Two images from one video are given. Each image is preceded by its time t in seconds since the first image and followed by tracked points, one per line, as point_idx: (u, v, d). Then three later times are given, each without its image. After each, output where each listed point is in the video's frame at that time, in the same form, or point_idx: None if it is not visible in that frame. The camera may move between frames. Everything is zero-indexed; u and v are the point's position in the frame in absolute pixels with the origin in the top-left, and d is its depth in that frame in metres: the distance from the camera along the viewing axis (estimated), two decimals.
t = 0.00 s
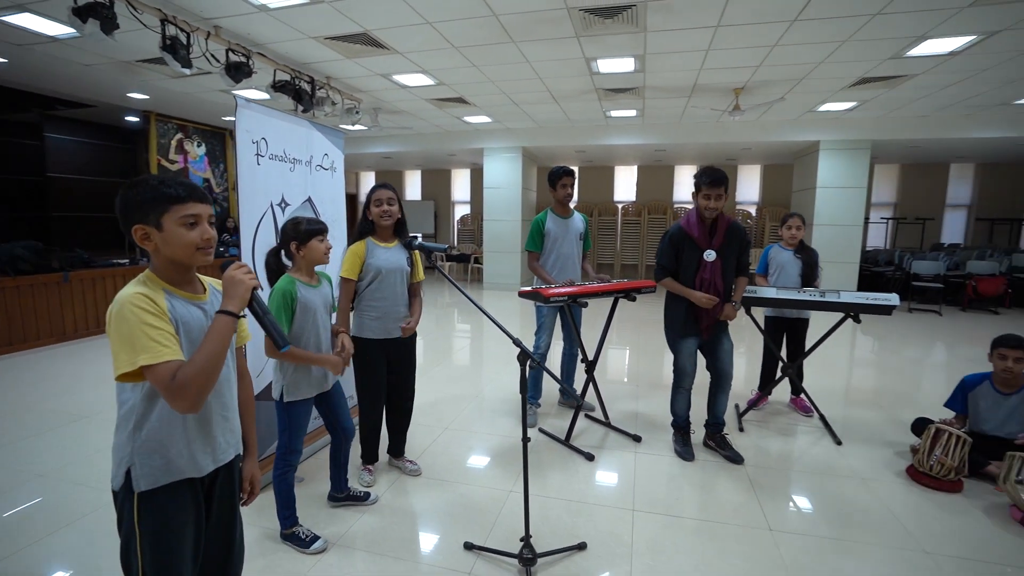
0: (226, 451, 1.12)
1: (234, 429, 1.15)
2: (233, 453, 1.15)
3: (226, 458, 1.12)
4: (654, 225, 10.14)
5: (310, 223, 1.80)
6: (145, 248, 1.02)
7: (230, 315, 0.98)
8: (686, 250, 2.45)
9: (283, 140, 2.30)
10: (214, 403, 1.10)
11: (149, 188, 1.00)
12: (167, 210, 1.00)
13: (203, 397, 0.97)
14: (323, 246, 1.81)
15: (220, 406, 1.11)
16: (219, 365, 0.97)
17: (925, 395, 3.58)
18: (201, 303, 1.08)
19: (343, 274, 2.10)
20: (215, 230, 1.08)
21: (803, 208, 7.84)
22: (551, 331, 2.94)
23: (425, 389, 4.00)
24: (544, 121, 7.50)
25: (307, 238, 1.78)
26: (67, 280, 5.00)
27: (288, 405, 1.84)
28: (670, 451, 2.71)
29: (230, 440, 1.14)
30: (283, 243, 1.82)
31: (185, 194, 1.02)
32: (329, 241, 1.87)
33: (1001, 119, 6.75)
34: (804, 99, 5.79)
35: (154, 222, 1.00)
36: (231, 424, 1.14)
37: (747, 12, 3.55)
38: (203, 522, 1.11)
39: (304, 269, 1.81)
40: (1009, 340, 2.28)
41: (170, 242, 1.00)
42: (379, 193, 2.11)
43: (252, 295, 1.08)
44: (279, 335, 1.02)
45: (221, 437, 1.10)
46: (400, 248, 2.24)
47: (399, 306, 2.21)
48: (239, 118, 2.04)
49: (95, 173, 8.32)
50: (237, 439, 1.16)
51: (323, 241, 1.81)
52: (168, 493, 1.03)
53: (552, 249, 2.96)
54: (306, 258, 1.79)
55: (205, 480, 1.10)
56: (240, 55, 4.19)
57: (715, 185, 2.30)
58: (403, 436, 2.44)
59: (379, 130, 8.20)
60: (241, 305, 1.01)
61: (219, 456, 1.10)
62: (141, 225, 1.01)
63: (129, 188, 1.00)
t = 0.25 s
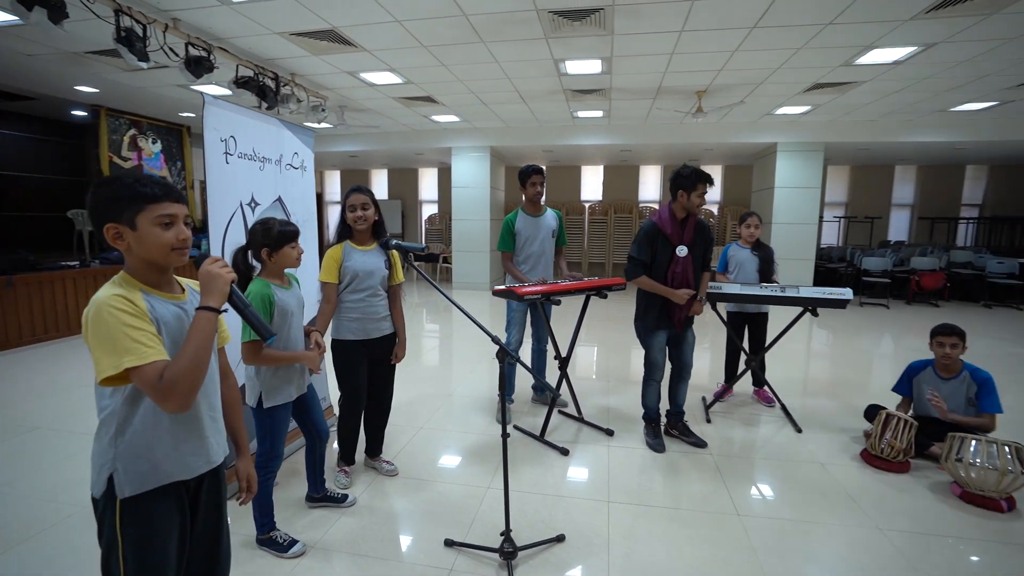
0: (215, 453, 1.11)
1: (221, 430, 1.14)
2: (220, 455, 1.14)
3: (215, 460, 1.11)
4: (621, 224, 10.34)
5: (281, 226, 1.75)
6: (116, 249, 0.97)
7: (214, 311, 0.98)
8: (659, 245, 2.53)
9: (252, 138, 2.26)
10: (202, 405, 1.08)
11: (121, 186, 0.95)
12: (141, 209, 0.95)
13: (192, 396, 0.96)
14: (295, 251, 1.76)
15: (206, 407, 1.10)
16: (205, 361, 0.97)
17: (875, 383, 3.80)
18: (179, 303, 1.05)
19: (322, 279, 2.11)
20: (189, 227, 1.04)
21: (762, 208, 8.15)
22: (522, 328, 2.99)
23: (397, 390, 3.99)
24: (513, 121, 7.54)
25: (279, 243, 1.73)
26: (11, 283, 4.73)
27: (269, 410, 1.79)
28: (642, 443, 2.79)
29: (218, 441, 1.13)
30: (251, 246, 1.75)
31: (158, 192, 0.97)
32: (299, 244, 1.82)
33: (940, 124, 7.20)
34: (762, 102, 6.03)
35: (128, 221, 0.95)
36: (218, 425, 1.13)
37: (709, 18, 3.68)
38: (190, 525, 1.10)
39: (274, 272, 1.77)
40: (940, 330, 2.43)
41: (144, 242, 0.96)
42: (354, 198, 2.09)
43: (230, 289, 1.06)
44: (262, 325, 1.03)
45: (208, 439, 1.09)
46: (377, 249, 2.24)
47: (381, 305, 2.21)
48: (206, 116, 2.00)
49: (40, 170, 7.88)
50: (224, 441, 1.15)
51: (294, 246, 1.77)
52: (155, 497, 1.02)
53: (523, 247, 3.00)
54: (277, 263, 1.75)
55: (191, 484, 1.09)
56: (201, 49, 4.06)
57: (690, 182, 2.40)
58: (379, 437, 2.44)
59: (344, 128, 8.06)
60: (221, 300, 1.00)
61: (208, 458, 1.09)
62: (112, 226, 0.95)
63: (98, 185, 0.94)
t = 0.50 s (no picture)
0: (200, 459, 1.09)
1: (204, 436, 1.12)
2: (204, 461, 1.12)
3: (200, 465, 1.09)
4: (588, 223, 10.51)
5: (256, 227, 1.71)
6: (97, 252, 0.94)
7: (194, 326, 0.94)
8: (636, 248, 2.59)
9: (220, 136, 2.20)
10: (185, 411, 1.06)
11: (103, 188, 0.93)
12: (124, 212, 0.93)
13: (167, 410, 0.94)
14: (268, 252, 1.71)
15: (190, 413, 1.08)
16: (184, 376, 0.94)
17: (830, 374, 4.01)
18: (160, 309, 1.03)
19: (298, 278, 2.08)
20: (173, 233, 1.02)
21: (722, 207, 8.44)
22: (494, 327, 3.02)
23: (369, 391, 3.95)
24: (481, 121, 7.55)
25: (250, 243, 1.70)
26: None
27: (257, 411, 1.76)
28: (615, 436, 2.87)
29: (202, 446, 1.11)
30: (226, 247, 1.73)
31: (143, 196, 0.95)
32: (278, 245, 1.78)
33: (885, 128, 7.63)
34: (723, 105, 6.25)
35: (108, 226, 0.93)
36: (202, 431, 1.11)
37: (673, 23, 3.80)
38: (171, 533, 1.09)
39: (252, 272, 1.73)
40: (881, 319, 2.61)
41: (125, 246, 0.94)
42: (330, 196, 2.08)
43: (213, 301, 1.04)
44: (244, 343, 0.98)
45: (191, 446, 1.07)
46: (354, 248, 2.23)
47: (360, 303, 2.21)
48: (172, 113, 1.94)
49: None
50: (207, 447, 1.13)
51: (268, 247, 1.71)
52: (136, 506, 1.00)
53: (491, 248, 3.04)
54: (252, 265, 1.71)
55: (171, 491, 1.07)
56: (157, 42, 3.91)
57: (669, 191, 2.51)
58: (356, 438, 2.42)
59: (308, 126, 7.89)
60: (204, 315, 0.96)
61: (193, 464, 1.08)
62: (94, 229, 0.93)
63: (80, 186, 0.91)
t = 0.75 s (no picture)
0: (183, 462, 1.08)
1: (187, 439, 1.11)
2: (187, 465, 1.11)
3: (184, 469, 1.08)
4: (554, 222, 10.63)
5: (245, 227, 1.69)
6: (77, 250, 0.92)
7: (183, 319, 0.93)
8: (603, 240, 2.67)
9: (184, 133, 2.14)
10: (169, 414, 1.05)
11: (79, 184, 0.90)
12: (103, 206, 0.91)
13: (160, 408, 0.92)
14: (252, 255, 1.70)
15: (173, 416, 1.07)
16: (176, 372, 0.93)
17: (786, 365, 4.22)
18: (145, 309, 1.02)
19: (270, 280, 2.01)
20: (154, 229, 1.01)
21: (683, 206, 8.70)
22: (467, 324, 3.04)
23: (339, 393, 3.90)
24: (447, 120, 7.52)
25: (242, 243, 1.67)
26: None
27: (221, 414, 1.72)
28: (587, 430, 2.93)
29: (185, 450, 1.10)
30: (212, 238, 1.69)
31: (123, 189, 0.93)
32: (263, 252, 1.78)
33: (833, 132, 8.04)
34: (683, 108, 6.45)
35: (87, 222, 0.91)
36: (185, 434, 1.10)
37: (638, 27, 3.90)
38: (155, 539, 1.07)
39: (229, 271, 1.69)
40: (830, 308, 2.79)
41: (105, 242, 0.92)
42: (302, 196, 2.04)
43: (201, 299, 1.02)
44: (237, 335, 0.96)
45: (175, 448, 1.06)
46: (324, 249, 2.21)
47: (328, 304, 2.18)
48: (133, 107, 1.87)
49: None
50: (190, 450, 1.12)
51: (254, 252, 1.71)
52: (120, 511, 0.98)
53: (463, 246, 3.05)
54: (233, 265, 1.68)
55: (156, 496, 1.05)
56: (108, 33, 3.73)
57: (634, 184, 2.57)
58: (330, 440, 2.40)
59: (267, 122, 7.67)
60: (192, 308, 0.95)
61: (177, 467, 1.06)
62: (71, 225, 0.91)
63: (55, 182, 0.89)
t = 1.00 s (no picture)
0: (172, 463, 1.07)
1: (175, 440, 1.09)
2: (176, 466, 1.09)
3: (173, 470, 1.07)
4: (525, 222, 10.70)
5: (237, 227, 1.66)
6: (57, 251, 0.90)
7: (173, 346, 0.91)
8: (579, 243, 2.73)
9: (153, 130, 2.08)
10: (157, 416, 1.03)
11: (67, 185, 0.88)
12: (92, 209, 0.89)
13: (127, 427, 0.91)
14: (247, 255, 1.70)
15: (160, 419, 1.05)
16: (152, 393, 0.92)
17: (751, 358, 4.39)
18: (126, 314, 1.00)
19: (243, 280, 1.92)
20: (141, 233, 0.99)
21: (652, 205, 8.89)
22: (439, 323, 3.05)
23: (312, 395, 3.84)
24: (417, 119, 7.47)
25: (232, 243, 1.66)
26: None
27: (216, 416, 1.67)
28: (564, 425, 2.99)
29: (174, 451, 1.08)
30: (201, 240, 1.65)
31: (111, 194, 0.91)
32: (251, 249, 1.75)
33: (792, 134, 8.36)
34: (651, 109, 6.60)
35: (72, 224, 0.89)
36: (173, 435, 1.08)
37: (608, 30, 3.98)
38: (143, 541, 1.05)
39: (222, 272, 1.67)
40: (795, 301, 2.92)
41: (89, 246, 0.90)
42: (270, 192, 2.02)
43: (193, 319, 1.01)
44: (223, 369, 0.96)
45: (163, 450, 1.04)
46: (295, 246, 2.18)
47: (299, 303, 2.15)
48: (99, 103, 1.81)
49: None
50: (179, 451, 1.10)
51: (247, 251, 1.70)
52: (108, 516, 0.97)
53: (438, 246, 3.06)
54: (227, 265, 1.66)
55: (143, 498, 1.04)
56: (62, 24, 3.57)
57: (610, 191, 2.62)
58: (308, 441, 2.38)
59: (231, 119, 7.46)
60: (188, 336, 0.94)
61: (166, 469, 1.05)
62: (56, 227, 0.88)
63: (37, 181, 0.87)
